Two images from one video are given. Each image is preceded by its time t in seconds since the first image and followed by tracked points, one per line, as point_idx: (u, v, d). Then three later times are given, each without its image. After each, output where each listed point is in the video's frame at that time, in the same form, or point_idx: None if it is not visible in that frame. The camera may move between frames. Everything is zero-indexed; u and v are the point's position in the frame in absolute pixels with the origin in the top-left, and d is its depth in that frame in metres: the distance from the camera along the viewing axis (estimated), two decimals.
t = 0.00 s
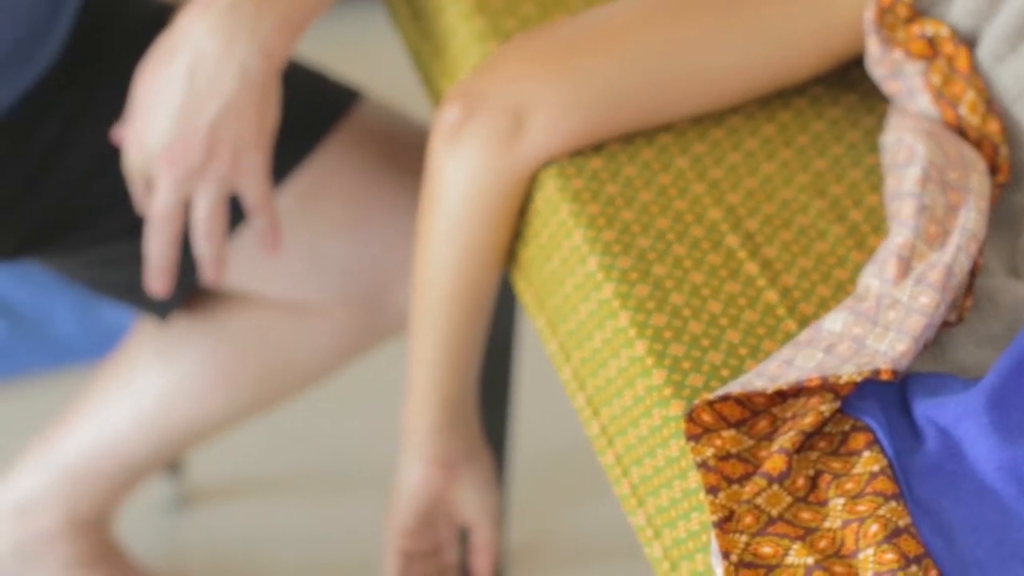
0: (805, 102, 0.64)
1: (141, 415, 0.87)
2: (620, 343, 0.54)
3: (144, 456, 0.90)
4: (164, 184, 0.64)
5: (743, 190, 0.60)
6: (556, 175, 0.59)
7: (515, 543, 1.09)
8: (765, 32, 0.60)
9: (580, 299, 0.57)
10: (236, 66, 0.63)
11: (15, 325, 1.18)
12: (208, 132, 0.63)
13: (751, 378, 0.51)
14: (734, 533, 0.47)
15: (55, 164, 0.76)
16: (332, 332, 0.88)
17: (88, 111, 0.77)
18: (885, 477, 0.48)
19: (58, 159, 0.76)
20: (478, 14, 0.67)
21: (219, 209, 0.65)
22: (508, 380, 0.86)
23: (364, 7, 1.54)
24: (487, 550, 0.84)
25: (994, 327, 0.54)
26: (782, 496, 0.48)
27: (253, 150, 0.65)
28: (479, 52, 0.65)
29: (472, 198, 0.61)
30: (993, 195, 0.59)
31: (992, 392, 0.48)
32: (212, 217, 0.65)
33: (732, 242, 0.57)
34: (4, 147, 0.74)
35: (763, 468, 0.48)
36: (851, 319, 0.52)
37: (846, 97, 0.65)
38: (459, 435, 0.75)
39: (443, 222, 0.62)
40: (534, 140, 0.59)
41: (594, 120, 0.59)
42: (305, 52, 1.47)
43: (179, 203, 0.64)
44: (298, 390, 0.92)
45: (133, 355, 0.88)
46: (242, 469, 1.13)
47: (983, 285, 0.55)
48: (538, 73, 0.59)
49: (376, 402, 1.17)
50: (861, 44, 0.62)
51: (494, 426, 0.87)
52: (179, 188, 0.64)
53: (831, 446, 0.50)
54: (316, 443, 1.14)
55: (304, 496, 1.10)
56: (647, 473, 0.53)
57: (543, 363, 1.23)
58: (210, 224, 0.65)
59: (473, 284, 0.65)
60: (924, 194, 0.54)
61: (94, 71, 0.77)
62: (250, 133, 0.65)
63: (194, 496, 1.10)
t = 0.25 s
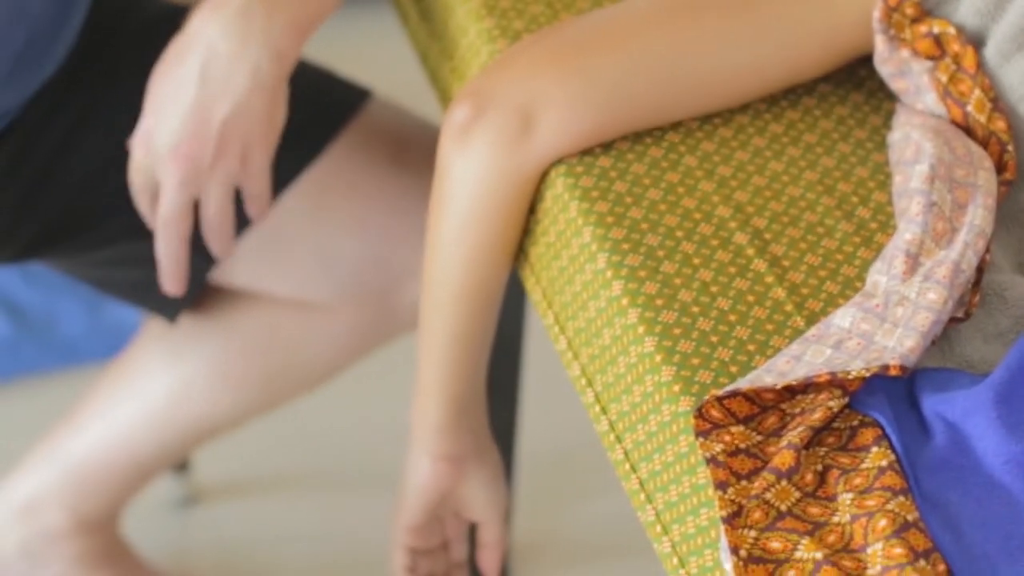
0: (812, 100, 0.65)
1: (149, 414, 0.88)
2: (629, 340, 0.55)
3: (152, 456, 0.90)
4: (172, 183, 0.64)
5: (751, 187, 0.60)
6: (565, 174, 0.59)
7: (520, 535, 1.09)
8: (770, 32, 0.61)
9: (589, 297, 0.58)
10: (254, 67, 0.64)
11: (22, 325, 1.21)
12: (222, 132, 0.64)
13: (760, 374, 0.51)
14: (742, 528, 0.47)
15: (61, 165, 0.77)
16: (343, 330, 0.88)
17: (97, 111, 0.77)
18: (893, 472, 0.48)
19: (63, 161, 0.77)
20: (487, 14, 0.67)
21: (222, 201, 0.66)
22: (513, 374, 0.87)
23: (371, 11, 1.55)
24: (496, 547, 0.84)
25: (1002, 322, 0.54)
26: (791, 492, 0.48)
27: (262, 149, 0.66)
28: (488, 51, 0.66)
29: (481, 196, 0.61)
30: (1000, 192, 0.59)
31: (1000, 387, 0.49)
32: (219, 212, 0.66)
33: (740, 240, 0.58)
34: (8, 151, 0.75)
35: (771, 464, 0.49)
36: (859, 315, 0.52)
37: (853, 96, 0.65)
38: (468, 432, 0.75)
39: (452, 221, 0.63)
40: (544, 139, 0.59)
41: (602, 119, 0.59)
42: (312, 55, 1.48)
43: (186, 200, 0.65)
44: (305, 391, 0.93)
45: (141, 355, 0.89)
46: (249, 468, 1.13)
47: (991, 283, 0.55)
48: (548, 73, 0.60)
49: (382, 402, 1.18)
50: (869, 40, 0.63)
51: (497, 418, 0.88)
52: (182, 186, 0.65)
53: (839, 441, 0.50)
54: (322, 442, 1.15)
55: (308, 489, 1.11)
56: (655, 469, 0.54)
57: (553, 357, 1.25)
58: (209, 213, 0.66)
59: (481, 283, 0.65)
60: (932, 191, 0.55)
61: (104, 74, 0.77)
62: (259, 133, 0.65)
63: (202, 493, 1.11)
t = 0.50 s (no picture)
0: (817, 101, 0.65)
1: (154, 415, 0.88)
2: (636, 340, 0.55)
3: (156, 458, 0.90)
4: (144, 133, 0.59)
5: (757, 187, 0.60)
6: (572, 174, 0.60)
7: (523, 538, 1.09)
8: (776, 34, 0.62)
9: (596, 297, 0.58)
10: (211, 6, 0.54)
11: (27, 325, 1.21)
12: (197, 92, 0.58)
13: (767, 373, 0.51)
14: (749, 525, 0.47)
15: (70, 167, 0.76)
16: (348, 330, 0.88)
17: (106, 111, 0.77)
18: (899, 470, 0.48)
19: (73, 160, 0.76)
20: (494, 17, 0.68)
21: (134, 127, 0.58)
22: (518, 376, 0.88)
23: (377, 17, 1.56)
24: (502, 547, 0.85)
25: (1007, 321, 0.55)
26: (798, 489, 0.48)
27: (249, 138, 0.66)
28: (494, 53, 0.66)
29: (488, 197, 0.62)
30: (1005, 192, 0.60)
31: (1006, 385, 0.49)
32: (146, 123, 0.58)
33: (746, 239, 0.58)
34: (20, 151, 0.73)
35: (778, 461, 0.49)
36: (865, 314, 0.52)
37: (858, 96, 0.66)
38: (473, 432, 0.76)
39: (459, 221, 0.63)
40: (551, 139, 0.59)
41: (609, 120, 0.60)
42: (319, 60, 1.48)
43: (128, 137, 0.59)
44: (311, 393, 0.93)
45: (147, 355, 0.89)
46: (253, 470, 1.13)
47: (996, 281, 0.56)
48: (555, 73, 0.60)
49: (386, 404, 1.18)
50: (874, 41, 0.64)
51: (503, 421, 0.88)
52: (109, 103, 0.57)
53: (846, 439, 0.50)
54: (327, 443, 1.15)
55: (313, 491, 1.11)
56: (662, 467, 0.54)
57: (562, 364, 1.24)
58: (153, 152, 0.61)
59: (487, 283, 0.65)
60: (937, 191, 0.55)
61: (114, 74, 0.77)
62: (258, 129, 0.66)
63: (206, 494, 1.11)
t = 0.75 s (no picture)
0: (820, 104, 0.65)
1: (158, 418, 0.88)
2: (640, 341, 0.55)
3: (160, 461, 0.91)
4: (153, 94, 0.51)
5: (760, 189, 0.60)
6: (576, 177, 0.60)
7: (528, 539, 1.09)
8: (780, 37, 0.62)
9: (600, 298, 0.58)
10: None
11: (32, 331, 1.23)
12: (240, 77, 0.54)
13: (771, 374, 0.51)
14: (755, 525, 0.47)
15: (76, 171, 0.77)
16: (352, 334, 0.89)
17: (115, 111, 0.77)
18: (903, 469, 0.49)
19: (80, 163, 0.77)
20: (499, 21, 0.68)
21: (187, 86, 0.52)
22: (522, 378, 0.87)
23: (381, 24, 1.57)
24: (505, 547, 0.85)
25: (1010, 322, 0.55)
26: (803, 489, 0.49)
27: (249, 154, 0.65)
28: (499, 57, 0.67)
29: (492, 200, 0.62)
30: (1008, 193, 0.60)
31: (1010, 385, 0.49)
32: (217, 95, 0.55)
33: (750, 241, 0.58)
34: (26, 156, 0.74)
35: (783, 461, 0.49)
36: (870, 315, 0.52)
37: (861, 99, 0.66)
38: (476, 433, 0.76)
39: (464, 223, 0.63)
40: (556, 142, 0.60)
41: (614, 123, 0.60)
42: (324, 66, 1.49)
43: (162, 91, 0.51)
44: (314, 397, 0.93)
45: (151, 359, 0.89)
46: (256, 473, 1.14)
47: (999, 283, 0.56)
48: (560, 77, 0.60)
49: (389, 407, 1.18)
50: (877, 45, 0.64)
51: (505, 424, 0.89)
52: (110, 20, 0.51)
53: (850, 439, 0.51)
54: (330, 447, 1.15)
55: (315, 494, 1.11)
56: (667, 467, 0.54)
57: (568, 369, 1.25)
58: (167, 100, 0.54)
59: (491, 285, 0.65)
60: (941, 193, 0.56)
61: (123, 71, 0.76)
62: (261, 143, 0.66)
63: (209, 498, 1.12)
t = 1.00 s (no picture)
0: (822, 109, 0.66)
1: (160, 425, 0.88)
2: (643, 345, 0.55)
3: (162, 468, 0.90)
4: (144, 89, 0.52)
5: (762, 194, 0.60)
6: (579, 182, 0.60)
7: (531, 545, 1.09)
8: (781, 42, 0.62)
9: (603, 303, 0.58)
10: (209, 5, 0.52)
11: (33, 338, 1.23)
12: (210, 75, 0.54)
13: (774, 377, 0.51)
14: (758, 527, 0.48)
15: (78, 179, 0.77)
16: (353, 340, 0.89)
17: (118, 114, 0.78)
18: (907, 472, 0.49)
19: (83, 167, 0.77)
20: (501, 27, 0.68)
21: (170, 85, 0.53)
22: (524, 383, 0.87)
23: (382, 32, 1.58)
24: (507, 551, 0.86)
25: (1011, 325, 0.55)
26: (806, 491, 0.49)
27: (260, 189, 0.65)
28: (501, 63, 0.67)
29: (495, 205, 0.62)
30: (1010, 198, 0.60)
31: (1011, 387, 0.49)
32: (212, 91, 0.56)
33: (752, 245, 0.58)
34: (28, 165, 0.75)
35: (787, 464, 0.49)
36: (872, 318, 0.53)
37: (862, 104, 0.66)
38: (479, 439, 0.76)
39: (466, 228, 0.64)
40: (558, 147, 0.60)
41: (615, 128, 0.60)
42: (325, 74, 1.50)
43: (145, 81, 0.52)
44: (316, 403, 0.93)
45: (152, 366, 0.89)
46: (258, 480, 1.14)
47: (1001, 287, 0.56)
48: (563, 82, 0.61)
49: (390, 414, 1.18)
50: (878, 50, 0.64)
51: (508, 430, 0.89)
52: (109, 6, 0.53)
53: (854, 442, 0.51)
54: (331, 454, 1.15)
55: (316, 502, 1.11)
56: (670, 471, 0.54)
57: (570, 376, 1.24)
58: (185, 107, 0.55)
59: (494, 289, 0.66)
60: (943, 197, 0.56)
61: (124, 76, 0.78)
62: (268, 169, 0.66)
63: (211, 505, 1.12)
